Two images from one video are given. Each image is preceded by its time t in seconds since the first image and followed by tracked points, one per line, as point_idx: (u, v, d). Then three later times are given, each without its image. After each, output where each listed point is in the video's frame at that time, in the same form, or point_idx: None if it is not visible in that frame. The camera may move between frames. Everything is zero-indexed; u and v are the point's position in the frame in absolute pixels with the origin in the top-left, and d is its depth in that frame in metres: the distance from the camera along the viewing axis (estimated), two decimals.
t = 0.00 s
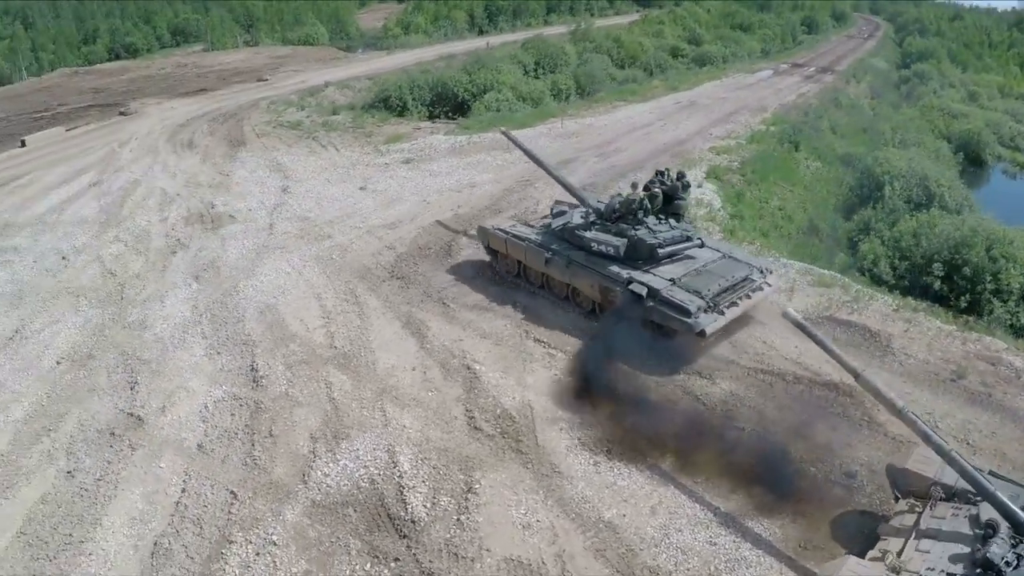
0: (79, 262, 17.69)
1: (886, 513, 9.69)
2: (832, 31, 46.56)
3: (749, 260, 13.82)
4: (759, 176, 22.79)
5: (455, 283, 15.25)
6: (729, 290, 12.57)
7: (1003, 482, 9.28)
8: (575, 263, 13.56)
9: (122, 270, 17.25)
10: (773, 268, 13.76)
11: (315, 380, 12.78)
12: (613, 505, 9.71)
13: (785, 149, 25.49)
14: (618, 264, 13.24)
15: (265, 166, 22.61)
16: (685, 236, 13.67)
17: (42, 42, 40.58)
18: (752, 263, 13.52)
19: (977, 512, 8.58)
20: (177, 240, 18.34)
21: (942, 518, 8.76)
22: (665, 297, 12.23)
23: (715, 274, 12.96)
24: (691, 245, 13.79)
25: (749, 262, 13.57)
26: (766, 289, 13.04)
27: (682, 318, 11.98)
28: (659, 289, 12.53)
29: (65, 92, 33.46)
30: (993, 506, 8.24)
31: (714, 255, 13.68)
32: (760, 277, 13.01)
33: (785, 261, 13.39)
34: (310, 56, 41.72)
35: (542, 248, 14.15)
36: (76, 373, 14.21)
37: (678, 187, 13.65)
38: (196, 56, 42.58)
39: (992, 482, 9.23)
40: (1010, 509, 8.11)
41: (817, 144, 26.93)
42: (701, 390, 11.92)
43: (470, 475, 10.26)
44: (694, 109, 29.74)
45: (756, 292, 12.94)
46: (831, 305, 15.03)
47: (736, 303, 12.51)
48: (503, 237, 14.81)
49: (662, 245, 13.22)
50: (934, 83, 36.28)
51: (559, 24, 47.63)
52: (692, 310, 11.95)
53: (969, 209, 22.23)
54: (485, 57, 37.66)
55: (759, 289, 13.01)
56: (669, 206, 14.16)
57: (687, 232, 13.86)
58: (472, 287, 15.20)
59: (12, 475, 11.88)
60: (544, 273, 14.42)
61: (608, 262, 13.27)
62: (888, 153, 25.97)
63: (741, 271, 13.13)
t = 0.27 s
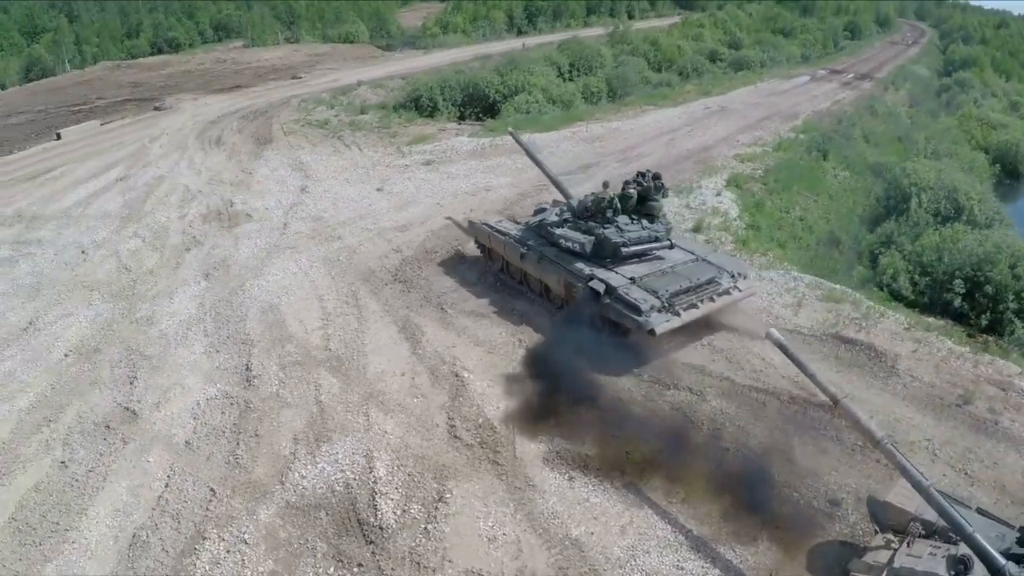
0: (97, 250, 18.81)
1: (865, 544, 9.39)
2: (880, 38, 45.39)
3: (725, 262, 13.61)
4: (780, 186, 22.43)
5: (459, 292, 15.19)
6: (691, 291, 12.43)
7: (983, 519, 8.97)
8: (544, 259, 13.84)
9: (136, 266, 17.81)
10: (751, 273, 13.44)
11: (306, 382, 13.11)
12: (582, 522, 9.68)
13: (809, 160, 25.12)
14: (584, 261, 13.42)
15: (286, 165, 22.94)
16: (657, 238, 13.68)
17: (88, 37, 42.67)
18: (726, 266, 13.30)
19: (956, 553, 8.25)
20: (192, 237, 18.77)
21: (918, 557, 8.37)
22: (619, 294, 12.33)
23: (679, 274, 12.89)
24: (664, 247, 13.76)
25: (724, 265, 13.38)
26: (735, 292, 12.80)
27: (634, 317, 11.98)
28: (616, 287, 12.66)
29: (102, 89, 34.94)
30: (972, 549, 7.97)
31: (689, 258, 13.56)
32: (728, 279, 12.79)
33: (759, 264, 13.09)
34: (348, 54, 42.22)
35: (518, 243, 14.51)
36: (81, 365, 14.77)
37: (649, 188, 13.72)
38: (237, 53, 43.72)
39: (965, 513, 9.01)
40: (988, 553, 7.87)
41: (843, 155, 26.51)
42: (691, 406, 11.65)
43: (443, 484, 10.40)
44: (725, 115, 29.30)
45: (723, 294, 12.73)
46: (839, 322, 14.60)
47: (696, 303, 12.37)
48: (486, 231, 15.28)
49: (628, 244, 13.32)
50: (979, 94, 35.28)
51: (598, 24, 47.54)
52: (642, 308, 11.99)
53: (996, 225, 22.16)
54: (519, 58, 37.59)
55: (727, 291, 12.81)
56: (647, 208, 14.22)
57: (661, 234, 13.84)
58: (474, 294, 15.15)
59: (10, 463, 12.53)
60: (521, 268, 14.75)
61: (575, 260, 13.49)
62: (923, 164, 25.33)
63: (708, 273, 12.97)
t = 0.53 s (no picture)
0: (98, 253, 19.26)
1: None
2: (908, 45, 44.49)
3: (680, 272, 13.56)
4: (786, 198, 22.10)
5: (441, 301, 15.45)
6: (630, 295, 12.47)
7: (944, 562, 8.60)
8: (500, 258, 14.24)
9: (134, 269, 18.20)
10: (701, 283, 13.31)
11: (281, 392, 13.42)
12: (533, 544, 9.72)
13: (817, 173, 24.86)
14: (534, 262, 13.73)
15: (291, 169, 23.19)
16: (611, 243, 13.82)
17: (114, 35, 44.16)
18: (677, 275, 13.26)
19: None
20: (192, 241, 19.07)
21: None
22: (555, 295, 12.56)
23: (623, 280, 12.97)
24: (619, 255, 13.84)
25: (675, 274, 13.34)
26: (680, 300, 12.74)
27: (564, 318, 12.17)
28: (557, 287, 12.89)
29: (123, 87, 35.97)
30: None
31: (641, 266, 13.60)
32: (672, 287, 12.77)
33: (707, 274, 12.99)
34: (368, 53, 42.59)
35: (482, 242, 14.97)
36: (71, 368, 15.07)
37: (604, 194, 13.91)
38: (259, 52, 44.51)
39: (918, 549, 8.57)
40: None
41: (854, 166, 26.39)
42: (659, 427, 11.49)
43: (400, 498, 10.56)
44: (739, 123, 28.98)
45: (666, 301, 12.70)
46: (826, 342, 14.23)
47: (634, 309, 12.40)
48: (460, 229, 15.80)
49: (577, 248, 13.53)
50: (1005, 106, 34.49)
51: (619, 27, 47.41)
52: (574, 308, 12.16)
53: (1009, 239, 21.72)
54: (537, 61, 37.56)
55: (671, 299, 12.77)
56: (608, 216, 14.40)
57: (616, 242, 13.96)
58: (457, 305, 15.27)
59: None
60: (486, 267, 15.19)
61: (526, 262, 13.79)
62: (936, 177, 24.79)
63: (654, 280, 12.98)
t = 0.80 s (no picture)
0: (99, 257, 19.65)
1: None
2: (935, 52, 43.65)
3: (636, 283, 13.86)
4: (788, 211, 21.86)
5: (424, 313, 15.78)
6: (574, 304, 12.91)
7: None
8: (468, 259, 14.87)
9: (132, 274, 18.64)
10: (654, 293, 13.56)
11: (259, 403, 13.77)
12: (486, 566, 9.93)
13: (822, 184, 24.57)
14: (495, 265, 14.32)
15: (294, 174, 23.47)
16: (572, 250, 14.23)
17: (136, 29, 45.96)
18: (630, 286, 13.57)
19: None
20: (191, 247, 19.46)
21: None
22: (504, 299, 13.13)
23: (573, 288, 13.41)
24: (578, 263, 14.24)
25: (629, 285, 13.66)
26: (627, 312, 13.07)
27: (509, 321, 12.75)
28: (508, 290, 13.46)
29: (141, 87, 36.79)
30: None
31: (598, 275, 13.96)
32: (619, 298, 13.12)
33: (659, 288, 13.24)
34: (387, 56, 42.49)
35: (457, 243, 15.62)
36: (64, 373, 15.45)
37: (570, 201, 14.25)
38: (278, 52, 44.86)
39: None
40: None
41: (863, 178, 26.10)
42: (627, 451, 11.50)
43: (360, 514, 10.88)
44: (748, 131, 28.73)
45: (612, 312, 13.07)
46: (810, 364, 13.92)
47: (577, 317, 12.85)
48: (443, 229, 16.46)
49: (535, 254, 14.03)
50: None
51: (639, 29, 47.00)
52: (517, 313, 12.72)
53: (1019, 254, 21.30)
54: (552, 65, 37.53)
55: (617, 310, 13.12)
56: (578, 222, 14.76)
57: (578, 249, 14.35)
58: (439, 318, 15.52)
59: None
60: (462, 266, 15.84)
61: (488, 264, 14.38)
62: (947, 191, 24.33)
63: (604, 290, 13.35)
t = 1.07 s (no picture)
0: (105, 262, 20.18)
1: None
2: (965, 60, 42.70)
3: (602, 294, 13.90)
4: (793, 225, 21.62)
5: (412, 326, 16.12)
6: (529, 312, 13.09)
7: None
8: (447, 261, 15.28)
9: (135, 280, 19.18)
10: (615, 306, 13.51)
11: (243, 415, 14.21)
12: None
13: (830, 197, 24.24)
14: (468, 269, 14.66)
15: (301, 180, 23.77)
16: (542, 258, 14.39)
17: (162, 28, 47.11)
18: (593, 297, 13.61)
19: None
20: (195, 253, 19.96)
21: None
22: (463, 303, 13.49)
23: (534, 295, 13.58)
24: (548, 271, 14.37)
25: (593, 296, 13.71)
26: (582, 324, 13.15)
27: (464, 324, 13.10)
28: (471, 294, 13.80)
29: (163, 87, 37.49)
30: None
31: (565, 283, 14.05)
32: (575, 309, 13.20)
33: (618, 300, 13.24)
34: (408, 57, 42.01)
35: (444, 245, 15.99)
36: (61, 378, 15.91)
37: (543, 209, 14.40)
38: (300, 52, 45.06)
39: None
40: None
41: (875, 192, 25.72)
42: (598, 475, 11.60)
43: (328, 531, 11.30)
44: (762, 141, 28.45)
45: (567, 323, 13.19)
46: (797, 389, 13.72)
47: (530, 325, 13.05)
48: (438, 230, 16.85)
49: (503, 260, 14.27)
50: None
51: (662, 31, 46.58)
52: (472, 318, 13.05)
53: None
54: (571, 69, 37.36)
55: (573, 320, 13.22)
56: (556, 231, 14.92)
57: (549, 257, 14.48)
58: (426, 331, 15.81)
59: None
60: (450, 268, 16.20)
61: (461, 267, 14.73)
62: (960, 209, 23.91)
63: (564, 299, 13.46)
